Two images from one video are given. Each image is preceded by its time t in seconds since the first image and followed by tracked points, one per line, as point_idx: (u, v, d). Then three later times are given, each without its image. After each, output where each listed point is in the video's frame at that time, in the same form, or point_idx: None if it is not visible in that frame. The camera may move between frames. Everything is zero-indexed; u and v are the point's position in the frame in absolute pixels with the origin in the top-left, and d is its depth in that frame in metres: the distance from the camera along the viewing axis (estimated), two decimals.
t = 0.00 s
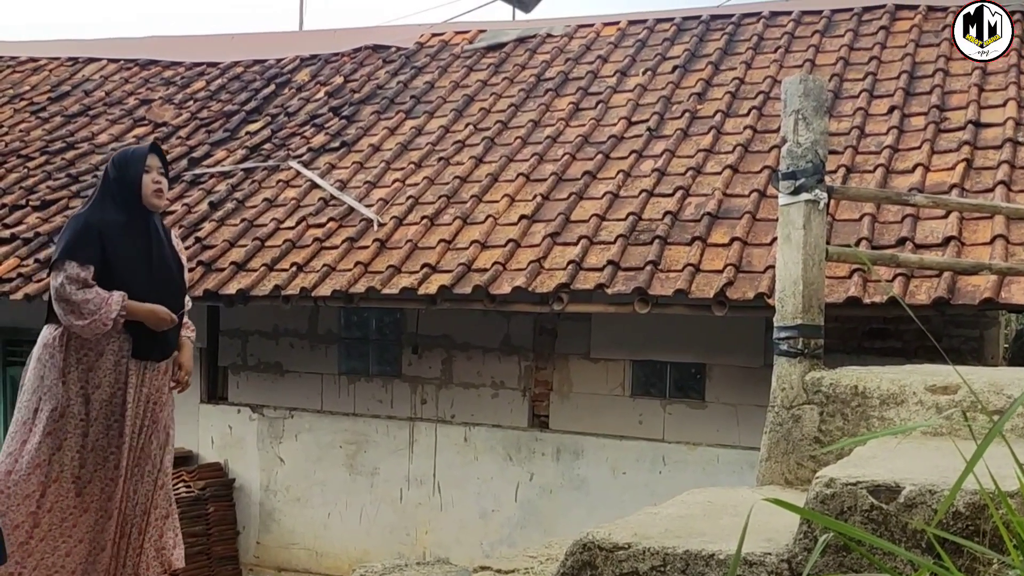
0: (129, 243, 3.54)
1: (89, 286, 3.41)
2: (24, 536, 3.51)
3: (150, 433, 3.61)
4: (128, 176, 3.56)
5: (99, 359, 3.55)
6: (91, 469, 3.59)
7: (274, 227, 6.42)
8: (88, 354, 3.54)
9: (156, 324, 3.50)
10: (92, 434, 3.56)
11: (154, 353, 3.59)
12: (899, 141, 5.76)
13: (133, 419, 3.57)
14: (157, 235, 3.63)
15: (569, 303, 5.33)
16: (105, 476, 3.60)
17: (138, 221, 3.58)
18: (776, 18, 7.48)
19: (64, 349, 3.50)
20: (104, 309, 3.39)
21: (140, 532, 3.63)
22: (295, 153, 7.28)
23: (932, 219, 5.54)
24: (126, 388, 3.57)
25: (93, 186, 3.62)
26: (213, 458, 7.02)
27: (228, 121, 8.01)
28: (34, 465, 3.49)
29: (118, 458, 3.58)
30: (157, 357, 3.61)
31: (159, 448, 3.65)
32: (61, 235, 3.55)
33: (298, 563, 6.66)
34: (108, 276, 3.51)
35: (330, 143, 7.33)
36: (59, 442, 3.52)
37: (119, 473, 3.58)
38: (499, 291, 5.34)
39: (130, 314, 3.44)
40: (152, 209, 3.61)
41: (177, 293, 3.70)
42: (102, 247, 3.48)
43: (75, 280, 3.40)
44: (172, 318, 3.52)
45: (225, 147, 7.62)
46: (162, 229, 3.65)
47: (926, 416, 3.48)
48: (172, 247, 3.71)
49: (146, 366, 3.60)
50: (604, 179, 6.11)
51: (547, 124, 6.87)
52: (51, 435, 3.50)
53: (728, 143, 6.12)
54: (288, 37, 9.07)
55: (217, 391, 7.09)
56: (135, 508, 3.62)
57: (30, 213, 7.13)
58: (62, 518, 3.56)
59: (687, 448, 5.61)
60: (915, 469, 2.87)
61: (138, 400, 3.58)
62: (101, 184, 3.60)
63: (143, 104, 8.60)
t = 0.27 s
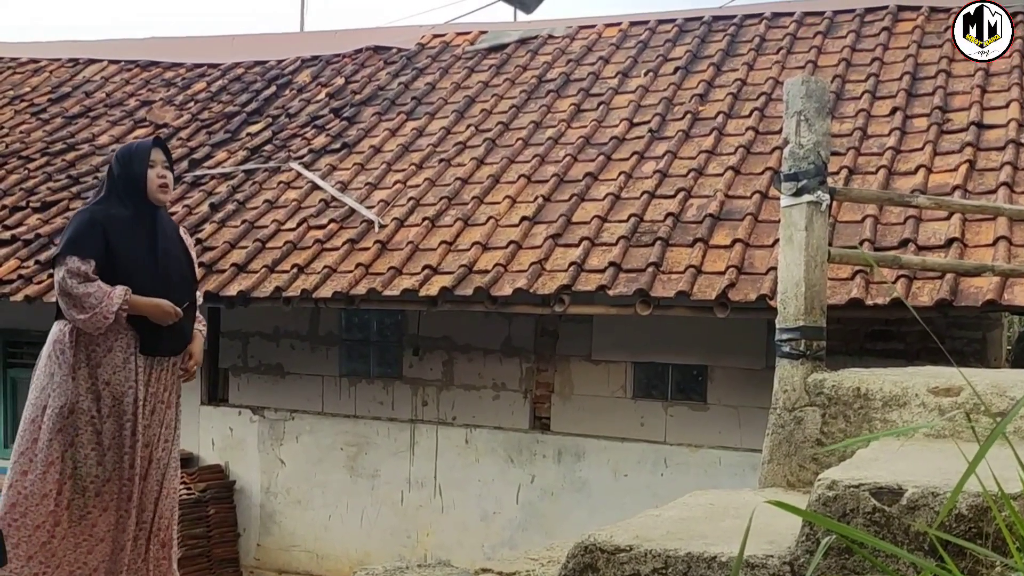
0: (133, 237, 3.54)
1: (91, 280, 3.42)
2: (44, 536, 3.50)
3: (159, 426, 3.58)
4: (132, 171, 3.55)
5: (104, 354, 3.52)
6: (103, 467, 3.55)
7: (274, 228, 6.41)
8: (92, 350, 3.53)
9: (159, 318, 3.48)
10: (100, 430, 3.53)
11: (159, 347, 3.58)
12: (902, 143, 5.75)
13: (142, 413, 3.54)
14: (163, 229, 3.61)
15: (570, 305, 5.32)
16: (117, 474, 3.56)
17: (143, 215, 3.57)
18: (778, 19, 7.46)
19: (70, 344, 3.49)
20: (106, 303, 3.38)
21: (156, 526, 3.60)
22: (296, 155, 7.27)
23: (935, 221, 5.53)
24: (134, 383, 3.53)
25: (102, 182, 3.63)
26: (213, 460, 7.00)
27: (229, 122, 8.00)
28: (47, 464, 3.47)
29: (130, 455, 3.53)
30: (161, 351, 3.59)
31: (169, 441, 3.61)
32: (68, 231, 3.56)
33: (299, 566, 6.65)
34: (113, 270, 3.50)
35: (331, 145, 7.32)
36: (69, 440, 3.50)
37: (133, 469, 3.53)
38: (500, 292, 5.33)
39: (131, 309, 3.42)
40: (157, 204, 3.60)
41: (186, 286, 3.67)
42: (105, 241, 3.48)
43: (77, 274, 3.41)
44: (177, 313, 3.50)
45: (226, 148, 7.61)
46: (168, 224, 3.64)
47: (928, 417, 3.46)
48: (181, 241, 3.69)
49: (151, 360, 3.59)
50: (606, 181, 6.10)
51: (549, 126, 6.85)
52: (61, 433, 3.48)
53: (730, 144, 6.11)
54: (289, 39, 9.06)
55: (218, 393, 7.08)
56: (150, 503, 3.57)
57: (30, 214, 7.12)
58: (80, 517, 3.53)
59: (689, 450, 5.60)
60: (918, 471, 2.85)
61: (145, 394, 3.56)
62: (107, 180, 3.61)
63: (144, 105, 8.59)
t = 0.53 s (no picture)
0: (135, 237, 3.50)
1: (88, 283, 3.40)
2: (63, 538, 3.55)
3: (164, 425, 3.61)
4: (136, 170, 3.51)
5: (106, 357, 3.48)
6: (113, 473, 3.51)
7: (275, 230, 6.40)
8: (94, 351, 3.48)
9: (157, 323, 3.42)
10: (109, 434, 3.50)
11: (161, 349, 3.54)
12: (904, 144, 5.73)
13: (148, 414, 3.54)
14: (165, 229, 3.56)
15: (571, 306, 5.31)
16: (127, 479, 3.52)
17: (146, 215, 3.53)
18: (780, 20, 7.45)
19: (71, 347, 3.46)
20: (99, 307, 3.35)
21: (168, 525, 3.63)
22: (296, 156, 7.25)
23: (937, 222, 5.51)
24: (139, 387, 3.51)
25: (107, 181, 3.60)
26: (214, 462, 6.99)
27: (229, 124, 7.98)
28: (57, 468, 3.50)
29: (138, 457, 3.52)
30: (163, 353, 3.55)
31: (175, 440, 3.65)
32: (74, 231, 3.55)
33: (300, 568, 6.63)
34: (114, 271, 3.47)
35: (332, 146, 7.30)
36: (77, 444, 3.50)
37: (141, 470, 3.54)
38: (501, 294, 5.31)
39: (127, 312, 3.37)
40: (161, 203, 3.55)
41: (187, 289, 3.61)
42: (106, 242, 3.45)
43: (73, 276, 3.39)
44: (174, 319, 3.43)
45: (226, 150, 7.59)
46: (172, 224, 3.59)
47: (931, 420, 3.42)
48: (185, 243, 3.64)
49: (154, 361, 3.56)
50: (607, 182, 6.08)
51: (550, 127, 6.84)
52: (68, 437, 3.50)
53: (732, 146, 6.10)
54: (289, 40, 9.05)
55: (219, 395, 7.07)
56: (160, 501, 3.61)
57: (29, 216, 7.11)
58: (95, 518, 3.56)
59: (690, 453, 5.58)
60: (921, 473, 2.83)
61: (149, 395, 3.56)
62: (112, 180, 3.58)
63: (144, 107, 8.58)
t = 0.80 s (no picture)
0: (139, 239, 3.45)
1: (85, 289, 3.35)
2: (73, 553, 3.45)
3: (168, 427, 3.59)
4: (141, 171, 3.49)
5: (105, 362, 3.42)
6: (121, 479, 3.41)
7: (275, 231, 6.38)
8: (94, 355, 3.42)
9: (151, 335, 3.41)
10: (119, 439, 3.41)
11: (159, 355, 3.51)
12: (907, 145, 5.72)
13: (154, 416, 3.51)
14: (169, 232, 3.52)
15: (572, 308, 5.29)
16: (139, 481, 3.44)
17: (151, 217, 3.49)
18: (782, 20, 7.43)
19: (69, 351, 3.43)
20: (95, 315, 3.32)
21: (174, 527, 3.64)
22: (297, 157, 7.24)
23: (940, 223, 5.49)
24: (144, 389, 3.47)
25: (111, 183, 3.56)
26: (214, 464, 6.98)
27: (229, 125, 7.97)
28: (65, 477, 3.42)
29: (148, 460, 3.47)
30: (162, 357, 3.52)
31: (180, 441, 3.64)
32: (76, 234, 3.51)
33: (300, 570, 6.62)
34: (117, 274, 3.42)
35: (332, 147, 7.29)
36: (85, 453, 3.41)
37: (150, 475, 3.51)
38: (502, 296, 5.30)
39: (123, 321, 3.35)
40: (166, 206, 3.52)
41: (188, 295, 3.57)
42: (109, 243, 3.40)
43: (72, 283, 3.34)
44: (168, 333, 3.42)
45: (226, 151, 7.58)
46: (176, 227, 3.55)
47: (932, 421, 3.41)
48: (188, 247, 3.60)
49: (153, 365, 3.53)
50: (608, 183, 6.07)
51: (551, 128, 6.82)
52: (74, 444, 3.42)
53: (733, 147, 6.08)
54: (289, 41, 9.04)
55: (219, 397, 7.06)
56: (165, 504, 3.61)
57: (29, 218, 7.09)
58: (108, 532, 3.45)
59: (692, 454, 5.57)
60: (924, 476, 2.82)
61: (153, 396, 3.53)
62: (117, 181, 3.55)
63: (143, 108, 8.56)
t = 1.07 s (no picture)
0: (141, 241, 3.42)
1: (87, 292, 3.33)
2: (85, 563, 3.39)
3: (173, 431, 3.56)
4: (146, 172, 3.46)
5: (107, 366, 3.39)
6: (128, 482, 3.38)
7: (275, 232, 6.37)
8: (97, 357, 3.39)
9: (152, 340, 3.38)
10: (125, 443, 3.39)
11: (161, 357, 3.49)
12: (908, 145, 5.70)
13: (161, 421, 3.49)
14: (172, 236, 3.48)
15: (573, 309, 5.29)
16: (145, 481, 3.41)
17: (154, 218, 3.46)
18: (783, 21, 7.42)
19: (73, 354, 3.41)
20: (96, 319, 3.30)
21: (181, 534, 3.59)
22: (297, 158, 7.22)
23: (941, 224, 5.48)
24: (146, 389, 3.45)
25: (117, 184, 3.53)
26: (214, 466, 6.97)
27: (228, 126, 7.95)
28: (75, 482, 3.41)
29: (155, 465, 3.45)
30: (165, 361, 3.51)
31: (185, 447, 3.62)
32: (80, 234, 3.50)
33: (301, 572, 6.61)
34: (118, 276, 3.40)
35: (332, 148, 7.27)
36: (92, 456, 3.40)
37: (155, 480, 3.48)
38: (502, 297, 5.28)
39: (124, 324, 3.34)
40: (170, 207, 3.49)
41: (191, 301, 3.54)
42: (111, 245, 3.38)
43: (74, 285, 3.33)
44: (169, 336, 3.39)
45: (226, 152, 7.56)
46: (181, 229, 3.52)
47: (934, 423, 3.41)
48: (193, 251, 3.56)
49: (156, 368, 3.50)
50: (609, 184, 6.05)
51: (551, 129, 6.81)
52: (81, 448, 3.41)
53: (734, 147, 6.07)
54: (289, 41, 9.02)
55: (219, 398, 7.04)
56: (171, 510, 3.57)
57: (28, 219, 7.08)
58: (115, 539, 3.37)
59: (693, 456, 5.56)
60: (925, 477, 2.81)
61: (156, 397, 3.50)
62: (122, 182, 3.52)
63: (143, 108, 8.55)
